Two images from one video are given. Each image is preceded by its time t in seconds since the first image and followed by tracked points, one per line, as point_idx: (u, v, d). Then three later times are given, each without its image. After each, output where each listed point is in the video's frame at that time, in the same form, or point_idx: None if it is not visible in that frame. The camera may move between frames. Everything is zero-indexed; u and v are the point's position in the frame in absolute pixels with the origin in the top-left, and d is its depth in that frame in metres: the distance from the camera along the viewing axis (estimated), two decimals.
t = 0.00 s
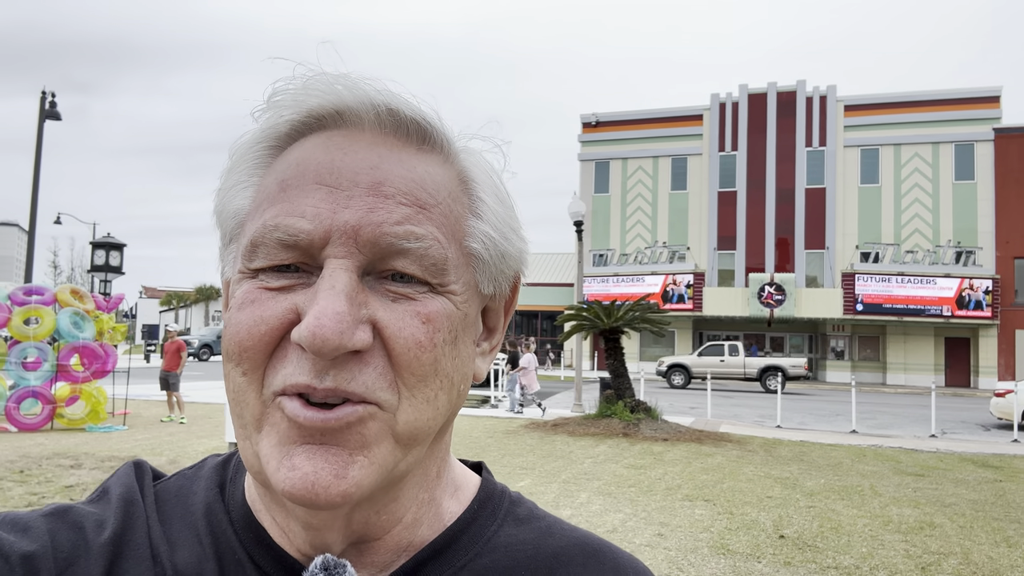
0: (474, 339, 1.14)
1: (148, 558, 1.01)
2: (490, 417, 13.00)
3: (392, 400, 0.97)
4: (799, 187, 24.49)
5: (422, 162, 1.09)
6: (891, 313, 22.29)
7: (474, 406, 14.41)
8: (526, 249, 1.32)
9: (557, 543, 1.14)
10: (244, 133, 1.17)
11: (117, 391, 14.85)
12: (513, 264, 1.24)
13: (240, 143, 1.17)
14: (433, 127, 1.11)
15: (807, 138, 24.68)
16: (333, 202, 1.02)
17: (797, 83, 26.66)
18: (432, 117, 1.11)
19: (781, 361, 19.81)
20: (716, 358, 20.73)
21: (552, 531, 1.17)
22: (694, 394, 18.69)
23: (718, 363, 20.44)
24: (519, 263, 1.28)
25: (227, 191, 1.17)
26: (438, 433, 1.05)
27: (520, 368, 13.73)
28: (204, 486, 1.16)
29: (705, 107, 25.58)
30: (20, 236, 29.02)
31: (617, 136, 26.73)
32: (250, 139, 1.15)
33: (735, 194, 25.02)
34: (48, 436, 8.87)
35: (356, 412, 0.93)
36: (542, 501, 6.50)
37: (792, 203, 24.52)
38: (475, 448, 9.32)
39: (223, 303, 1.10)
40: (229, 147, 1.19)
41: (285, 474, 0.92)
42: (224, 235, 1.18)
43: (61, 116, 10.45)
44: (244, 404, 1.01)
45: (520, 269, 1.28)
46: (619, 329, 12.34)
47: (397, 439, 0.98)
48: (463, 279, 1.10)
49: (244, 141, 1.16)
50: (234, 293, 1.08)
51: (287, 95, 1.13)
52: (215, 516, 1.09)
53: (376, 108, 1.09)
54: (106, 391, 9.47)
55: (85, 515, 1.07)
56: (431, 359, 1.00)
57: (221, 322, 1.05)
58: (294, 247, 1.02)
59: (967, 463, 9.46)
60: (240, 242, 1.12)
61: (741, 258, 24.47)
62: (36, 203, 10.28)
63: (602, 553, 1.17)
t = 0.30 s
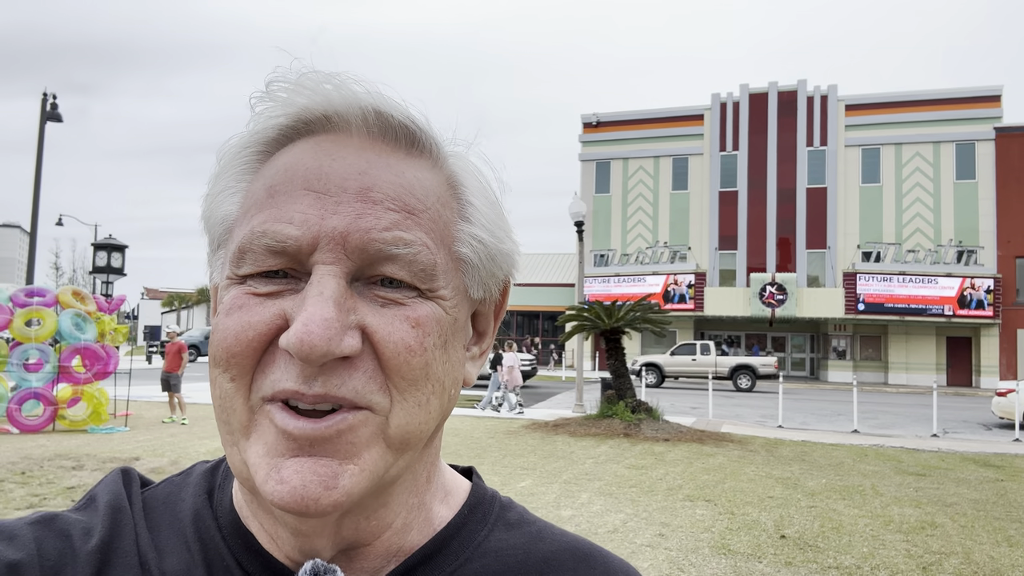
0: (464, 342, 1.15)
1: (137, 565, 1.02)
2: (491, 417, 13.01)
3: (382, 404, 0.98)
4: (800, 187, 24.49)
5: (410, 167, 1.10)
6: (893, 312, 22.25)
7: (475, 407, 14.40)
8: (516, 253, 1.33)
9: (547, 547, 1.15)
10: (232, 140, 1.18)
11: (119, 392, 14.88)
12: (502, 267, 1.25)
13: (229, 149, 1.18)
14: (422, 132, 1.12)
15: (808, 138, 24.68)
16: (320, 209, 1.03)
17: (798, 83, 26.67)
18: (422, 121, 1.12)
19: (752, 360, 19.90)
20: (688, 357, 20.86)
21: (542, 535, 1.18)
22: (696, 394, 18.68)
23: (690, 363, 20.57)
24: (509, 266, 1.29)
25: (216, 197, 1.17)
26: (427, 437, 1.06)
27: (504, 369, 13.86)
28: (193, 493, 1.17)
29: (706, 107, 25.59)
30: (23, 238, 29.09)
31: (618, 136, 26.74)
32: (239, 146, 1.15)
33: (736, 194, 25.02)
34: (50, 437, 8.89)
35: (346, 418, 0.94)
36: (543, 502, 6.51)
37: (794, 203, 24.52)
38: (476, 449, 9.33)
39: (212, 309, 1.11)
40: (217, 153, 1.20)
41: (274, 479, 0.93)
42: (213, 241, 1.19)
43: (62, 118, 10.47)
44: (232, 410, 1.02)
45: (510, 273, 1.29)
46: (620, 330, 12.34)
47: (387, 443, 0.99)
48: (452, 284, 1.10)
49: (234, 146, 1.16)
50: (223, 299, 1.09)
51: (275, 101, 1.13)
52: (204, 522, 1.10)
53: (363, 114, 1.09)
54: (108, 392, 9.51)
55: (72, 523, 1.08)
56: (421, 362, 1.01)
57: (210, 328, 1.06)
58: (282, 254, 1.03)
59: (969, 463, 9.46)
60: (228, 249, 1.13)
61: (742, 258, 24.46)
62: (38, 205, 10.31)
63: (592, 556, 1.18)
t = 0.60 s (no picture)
0: (450, 343, 1.16)
1: (121, 568, 1.03)
2: (488, 417, 13.02)
3: (369, 405, 0.99)
4: (797, 187, 24.55)
5: (396, 168, 1.11)
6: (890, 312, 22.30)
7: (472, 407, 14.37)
8: (503, 254, 1.34)
9: (535, 549, 1.17)
10: (218, 140, 1.19)
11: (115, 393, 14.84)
12: (489, 268, 1.26)
13: (215, 149, 1.18)
14: (408, 132, 1.13)
15: (804, 138, 24.74)
16: (305, 209, 1.04)
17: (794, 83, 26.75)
18: (408, 123, 1.13)
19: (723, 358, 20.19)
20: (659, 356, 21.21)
21: (529, 538, 1.20)
22: (693, 393, 18.71)
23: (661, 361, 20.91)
24: (496, 267, 1.30)
25: (201, 198, 1.18)
26: (414, 439, 1.07)
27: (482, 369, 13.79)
28: (177, 496, 1.18)
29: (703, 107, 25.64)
30: (19, 238, 29.02)
31: (615, 136, 26.77)
32: (225, 147, 1.16)
33: (733, 194, 25.08)
34: (46, 438, 8.87)
35: (332, 419, 0.96)
36: (540, 502, 6.52)
37: (790, 203, 24.58)
38: (472, 449, 9.33)
39: (197, 309, 1.12)
40: (203, 154, 1.21)
41: (258, 480, 0.94)
42: (198, 241, 1.20)
43: (58, 118, 10.45)
44: (216, 412, 1.03)
45: (497, 274, 1.31)
46: (616, 330, 12.37)
47: (373, 445, 1.00)
48: (438, 284, 1.11)
49: (219, 146, 1.17)
50: (207, 299, 1.10)
51: (261, 101, 1.14)
52: (188, 526, 1.10)
53: (348, 114, 1.11)
54: (104, 392, 9.46)
55: (55, 527, 1.09)
56: (406, 363, 1.02)
57: (194, 329, 1.07)
58: (267, 254, 1.03)
59: (964, 462, 9.49)
60: (213, 249, 1.13)
61: (739, 258, 24.52)
62: (33, 205, 10.28)
63: (579, 557, 1.19)
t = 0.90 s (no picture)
0: (449, 343, 1.16)
1: (120, 566, 1.03)
2: (481, 416, 13.03)
3: (362, 406, 0.99)
4: (788, 186, 24.70)
5: (395, 168, 1.12)
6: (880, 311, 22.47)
7: (465, 406, 14.34)
8: (503, 255, 1.35)
9: (534, 550, 1.18)
10: (220, 141, 1.21)
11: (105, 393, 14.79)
12: (489, 269, 1.27)
13: (216, 149, 1.20)
14: (407, 132, 1.14)
15: (796, 138, 24.89)
16: (303, 208, 1.05)
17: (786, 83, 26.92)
18: (407, 123, 1.14)
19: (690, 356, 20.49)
20: (629, 354, 21.25)
21: (528, 538, 1.22)
22: (684, 392, 18.79)
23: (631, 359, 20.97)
24: (496, 268, 1.31)
25: (202, 197, 1.20)
26: (409, 439, 1.07)
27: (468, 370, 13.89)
28: (177, 495, 1.19)
29: (695, 106, 25.77)
30: (7, 237, 28.80)
31: (607, 136, 26.85)
32: (226, 146, 1.18)
33: (725, 193, 25.20)
34: (35, 438, 8.81)
35: (324, 417, 0.95)
36: (532, 501, 6.55)
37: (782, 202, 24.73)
38: (464, 449, 9.34)
39: (196, 307, 1.14)
40: (205, 154, 1.23)
41: (252, 478, 0.95)
42: (199, 241, 1.21)
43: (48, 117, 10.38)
44: (212, 412, 1.04)
45: (497, 275, 1.32)
46: (608, 329, 12.42)
47: (368, 445, 1.00)
48: (436, 284, 1.12)
49: (221, 147, 1.19)
50: (206, 298, 1.11)
51: (262, 103, 1.16)
52: (188, 525, 1.11)
53: (347, 114, 1.11)
54: (94, 393, 9.45)
55: (56, 526, 1.09)
56: (401, 363, 1.02)
57: (193, 328, 1.08)
58: (265, 252, 1.05)
59: (954, 460, 9.60)
60: (213, 248, 1.15)
61: (731, 257, 24.65)
62: (23, 204, 10.21)
63: (577, 559, 1.20)
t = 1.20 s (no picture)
0: (455, 345, 1.18)
1: (131, 565, 1.05)
2: (469, 415, 13.06)
3: (365, 405, 1.00)
4: (776, 186, 24.90)
5: (402, 169, 1.13)
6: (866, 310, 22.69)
7: (455, 405, 14.35)
8: (510, 257, 1.36)
9: (541, 553, 1.17)
10: (230, 145, 1.24)
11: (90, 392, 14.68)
12: (496, 272, 1.29)
13: (226, 154, 1.23)
14: (413, 134, 1.15)
15: (783, 138, 25.10)
16: (308, 209, 1.07)
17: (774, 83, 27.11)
18: (413, 126, 1.16)
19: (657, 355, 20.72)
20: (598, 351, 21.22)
21: (537, 541, 1.21)
22: (673, 391, 18.90)
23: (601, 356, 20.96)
24: (503, 270, 1.33)
25: (213, 199, 1.23)
26: (415, 440, 1.08)
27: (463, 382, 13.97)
28: (187, 494, 1.20)
29: (684, 106, 25.90)
30: None
31: (597, 135, 26.94)
32: (236, 150, 1.20)
33: (713, 193, 25.36)
34: (19, 438, 8.74)
35: (326, 417, 0.97)
36: (520, 500, 6.59)
37: (769, 202, 24.92)
38: (453, 448, 9.36)
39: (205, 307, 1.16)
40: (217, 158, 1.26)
41: (257, 476, 0.96)
42: (210, 242, 1.24)
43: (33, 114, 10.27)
44: (218, 411, 1.06)
45: (505, 277, 1.33)
46: (597, 328, 12.48)
47: (372, 444, 1.01)
48: (442, 285, 1.13)
49: (230, 151, 1.22)
50: (215, 297, 1.14)
51: (271, 108, 1.18)
52: (196, 524, 1.12)
53: (354, 118, 1.13)
54: (80, 392, 9.32)
55: (68, 524, 1.11)
56: (405, 363, 1.04)
57: (201, 327, 1.11)
58: (271, 253, 1.07)
59: (939, 458, 9.73)
60: (222, 248, 1.18)
61: (719, 257, 24.83)
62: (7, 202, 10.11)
63: (585, 561, 1.19)
